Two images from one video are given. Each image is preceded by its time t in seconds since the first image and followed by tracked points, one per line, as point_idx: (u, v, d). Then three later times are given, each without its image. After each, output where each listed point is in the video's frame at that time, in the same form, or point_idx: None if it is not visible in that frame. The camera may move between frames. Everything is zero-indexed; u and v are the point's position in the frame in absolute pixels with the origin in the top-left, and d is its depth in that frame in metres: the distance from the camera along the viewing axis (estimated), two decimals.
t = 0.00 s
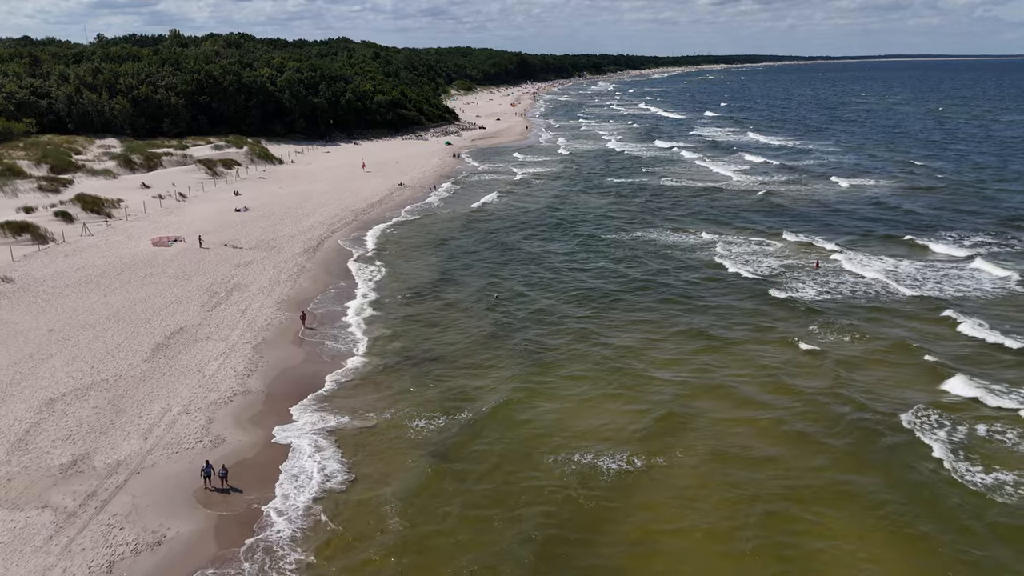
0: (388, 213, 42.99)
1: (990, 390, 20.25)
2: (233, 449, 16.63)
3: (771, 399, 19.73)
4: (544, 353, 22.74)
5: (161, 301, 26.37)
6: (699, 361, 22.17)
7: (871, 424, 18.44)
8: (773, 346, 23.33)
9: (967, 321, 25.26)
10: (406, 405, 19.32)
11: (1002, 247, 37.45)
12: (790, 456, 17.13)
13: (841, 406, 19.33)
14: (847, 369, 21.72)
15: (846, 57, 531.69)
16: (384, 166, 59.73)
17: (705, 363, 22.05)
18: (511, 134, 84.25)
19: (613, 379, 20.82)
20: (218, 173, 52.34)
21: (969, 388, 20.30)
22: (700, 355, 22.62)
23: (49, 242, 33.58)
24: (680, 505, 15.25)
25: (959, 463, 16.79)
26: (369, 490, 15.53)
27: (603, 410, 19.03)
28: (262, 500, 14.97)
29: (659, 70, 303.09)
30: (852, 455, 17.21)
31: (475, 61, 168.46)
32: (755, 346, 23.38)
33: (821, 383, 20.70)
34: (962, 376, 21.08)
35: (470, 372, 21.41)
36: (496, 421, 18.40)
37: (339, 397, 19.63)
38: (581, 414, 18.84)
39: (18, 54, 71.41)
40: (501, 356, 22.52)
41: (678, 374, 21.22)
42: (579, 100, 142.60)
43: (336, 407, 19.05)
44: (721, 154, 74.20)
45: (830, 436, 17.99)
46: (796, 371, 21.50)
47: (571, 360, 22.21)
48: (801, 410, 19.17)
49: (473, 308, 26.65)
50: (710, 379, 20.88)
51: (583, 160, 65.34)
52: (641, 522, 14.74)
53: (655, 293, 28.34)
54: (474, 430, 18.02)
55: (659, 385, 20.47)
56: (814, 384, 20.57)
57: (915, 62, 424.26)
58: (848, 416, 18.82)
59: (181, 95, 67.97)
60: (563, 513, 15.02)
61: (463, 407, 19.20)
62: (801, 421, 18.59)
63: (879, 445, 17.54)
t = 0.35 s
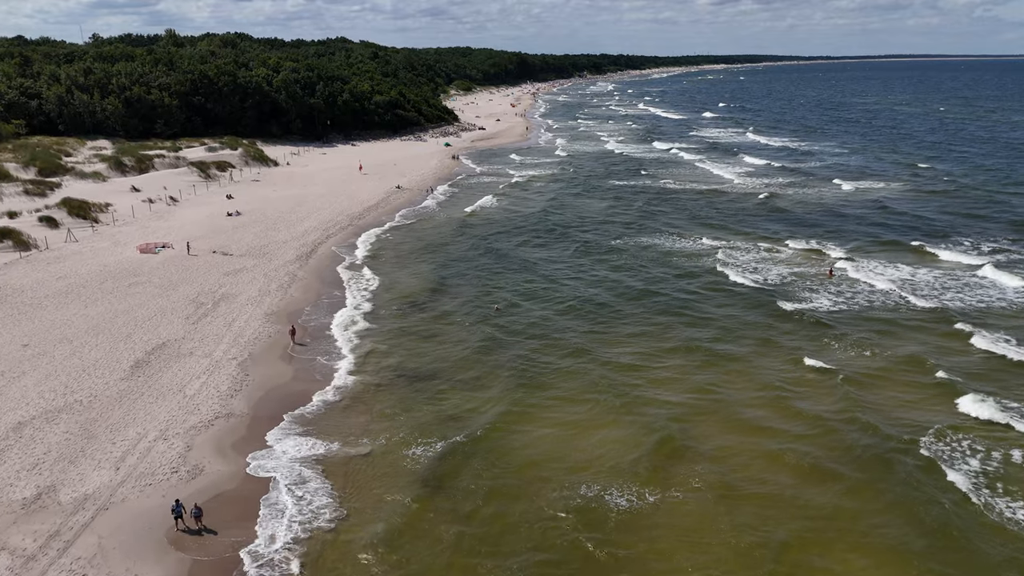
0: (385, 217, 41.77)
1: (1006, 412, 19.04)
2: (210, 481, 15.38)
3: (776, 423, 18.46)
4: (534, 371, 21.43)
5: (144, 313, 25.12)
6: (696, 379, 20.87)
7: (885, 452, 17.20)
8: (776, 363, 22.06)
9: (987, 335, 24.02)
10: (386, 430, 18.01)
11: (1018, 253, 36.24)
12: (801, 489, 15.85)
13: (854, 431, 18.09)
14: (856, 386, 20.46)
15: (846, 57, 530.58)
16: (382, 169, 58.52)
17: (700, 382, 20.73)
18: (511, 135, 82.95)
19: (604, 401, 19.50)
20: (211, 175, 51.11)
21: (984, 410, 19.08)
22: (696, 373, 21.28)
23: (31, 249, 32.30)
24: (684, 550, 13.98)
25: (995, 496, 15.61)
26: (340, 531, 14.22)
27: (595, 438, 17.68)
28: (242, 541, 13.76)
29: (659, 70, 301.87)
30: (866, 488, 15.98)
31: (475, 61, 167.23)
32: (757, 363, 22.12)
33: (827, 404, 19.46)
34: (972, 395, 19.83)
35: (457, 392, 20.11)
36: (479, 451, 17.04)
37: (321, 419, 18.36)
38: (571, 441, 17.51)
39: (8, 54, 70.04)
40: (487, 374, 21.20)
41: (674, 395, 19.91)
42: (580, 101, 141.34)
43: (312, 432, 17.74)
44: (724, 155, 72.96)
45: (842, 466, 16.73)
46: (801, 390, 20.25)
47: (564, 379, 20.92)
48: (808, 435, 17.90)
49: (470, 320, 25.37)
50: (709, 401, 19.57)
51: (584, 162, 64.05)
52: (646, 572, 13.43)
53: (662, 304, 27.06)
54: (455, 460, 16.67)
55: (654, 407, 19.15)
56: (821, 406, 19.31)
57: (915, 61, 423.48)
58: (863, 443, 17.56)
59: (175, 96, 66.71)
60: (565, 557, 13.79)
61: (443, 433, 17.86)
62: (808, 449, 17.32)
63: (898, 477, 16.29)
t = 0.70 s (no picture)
0: (380, 221, 40.48)
1: None
2: (183, 519, 14.13)
3: (784, 450, 17.17)
4: (527, 390, 20.13)
5: (126, 325, 23.82)
6: (698, 400, 19.57)
7: (904, 484, 15.96)
8: (783, 382, 20.75)
9: (1009, 350, 22.75)
10: (366, 457, 16.71)
11: None
12: (815, 528, 14.60)
13: (870, 459, 16.83)
14: (868, 407, 19.15)
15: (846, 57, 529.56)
16: (379, 170, 57.25)
17: (701, 403, 19.41)
18: (511, 136, 81.64)
19: (599, 425, 18.19)
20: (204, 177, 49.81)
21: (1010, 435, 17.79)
22: (698, 393, 19.97)
23: (13, 256, 31.01)
24: None
25: None
26: None
27: (590, 468, 16.39)
28: None
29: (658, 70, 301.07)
30: (885, 527, 14.74)
31: (475, 61, 165.98)
32: (763, 381, 20.83)
33: (838, 428, 18.16)
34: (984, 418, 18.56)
35: (444, 415, 18.82)
36: (464, 484, 15.72)
37: (298, 445, 17.06)
38: (564, 473, 16.20)
39: None
40: (477, 394, 19.90)
41: (675, 418, 18.60)
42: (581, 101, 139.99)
43: (287, 459, 16.42)
44: (727, 157, 71.67)
45: (858, 501, 15.48)
46: (811, 412, 18.95)
47: (564, 400, 19.63)
48: (819, 464, 16.62)
49: (466, 332, 24.09)
50: (712, 425, 18.27)
51: (585, 163, 62.75)
52: None
53: (668, 316, 25.77)
54: (437, 494, 15.36)
55: (653, 432, 17.84)
56: (832, 430, 18.04)
57: (915, 61, 422.34)
58: (878, 473, 16.32)
59: (169, 96, 65.37)
60: None
61: (425, 461, 16.56)
62: (821, 480, 16.05)
63: (925, 514, 15.03)
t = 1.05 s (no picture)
0: (376, 226, 39.21)
1: None
2: (152, 564, 12.89)
3: (796, 484, 15.87)
4: (521, 414, 18.84)
5: (105, 339, 22.51)
6: (700, 425, 18.26)
7: (927, 523, 14.71)
8: (791, 404, 19.44)
9: None
10: (343, 490, 15.39)
11: None
12: (833, 575, 13.34)
13: (889, 494, 15.57)
14: (882, 432, 17.87)
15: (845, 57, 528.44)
16: (375, 172, 55.97)
17: (704, 429, 18.10)
18: (511, 137, 80.31)
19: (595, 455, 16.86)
20: (195, 180, 48.52)
21: None
22: (699, 417, 18.65)
23: None
24: None
25: None
26: None
27: (588, 505, 15.11)
28: None
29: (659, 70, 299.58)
30: (908, 572, 13.49)
31: (475, 61, 164.68)
32: (772, 402, 19.54)
33: (851, 456, 16.87)
34: (1007, 443, 17.37)
35: (431, 441, 17.51)
36: (447, 525, 14.40)
37: (272, 476, 15.74)
38: (557, 510, 14.88)
39: None
40: (466, 419, 18.61)
41: (679, 446, 17.29)
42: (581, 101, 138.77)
43: (261, 493, 15.11)
44: (730, 158, 70.48)
45: (878, 542, 14.21)
46: (822, 438, 17.65)
47: (563, 422, 18.38)
48: (833, 501, 15.33)
49: (461, 347, 22.84)
50: (720, 453, 16.99)
51: (587, 166, 61.45)
52: None
53: (676, 329, 24.52)
54: (417, 536, 14.05)
55: (654, 463, 16.55)
56: (847, 459, 16.76)
57: (915, 62, 421.89)
58: (901, 511, 15.07)
59: (162, 96, 64.06)
60: None
61: (406, 496, 15.24)
62: (839, 519, 14.79)
63: (956, 560, 13.76)
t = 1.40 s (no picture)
0: (371, 231, 37.93)
1: None
2: None
3: (810, 524, 14.62)
4: (518, 441, 17.57)
5: (82, 355, 21.23)
6: (710, 454, 16.98)
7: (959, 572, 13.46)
8: (802, 428, 18.16)
9: None
10: (320, 529, 14.11)
11: None
12: None
13: (916, 536, 14.30)
14: (900, 461, 16.62)
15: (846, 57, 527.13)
16: (372, 174, 54.71)
17: (709, 458, 16.82)
18: (511, 138, 79.02)
19: (591, 491, 15.58)
20: (187, 183, 47.28)
21: None
22: (702, 445, 17.37)
23: None
24: None
25: None
26: None
27: (588, 549, 13.85)
28: None
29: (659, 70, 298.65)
30: None
31: (475, 61, 163.39)
32: (787, 427, 18.26)
33: (868, 491, 15.62)
34: None
35: (415, 470, 16.22)
36: (431, 574, 13.14)
37: (249, 512, 14.47)
38: (552, 556, 13.60)
39: None
40: (454, 444, 17.36)
41: (689, 478, 16.04)
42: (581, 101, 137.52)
43: (236, 533, 13.88)
44: (734, 160, 69.22)
45: None
46: (836, 469, 16.39)
47: (563, 450, 17.14)
48: (851, 544, 14.10)
49: (457, 365, 21.56)
50: (732, 488, 15.73)
51: (588, 168, 60.17)
52: None
53: (684, 344, 23.22)
54: None
55: (662, 499, 15.29)
56: (870, 494, 15.48)
57: (915, 62, 420.73)
58: (929, 556, 13.82)
59: (155, 97, 62.79)
60: None
61: (386, 537, 13.97)
62: (863, 567, 13.53)
63: None
